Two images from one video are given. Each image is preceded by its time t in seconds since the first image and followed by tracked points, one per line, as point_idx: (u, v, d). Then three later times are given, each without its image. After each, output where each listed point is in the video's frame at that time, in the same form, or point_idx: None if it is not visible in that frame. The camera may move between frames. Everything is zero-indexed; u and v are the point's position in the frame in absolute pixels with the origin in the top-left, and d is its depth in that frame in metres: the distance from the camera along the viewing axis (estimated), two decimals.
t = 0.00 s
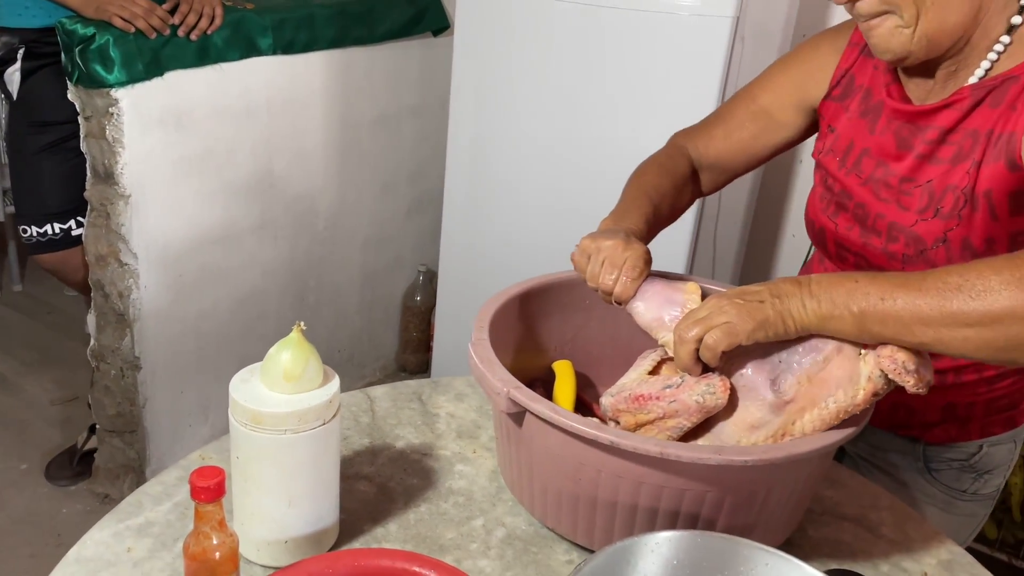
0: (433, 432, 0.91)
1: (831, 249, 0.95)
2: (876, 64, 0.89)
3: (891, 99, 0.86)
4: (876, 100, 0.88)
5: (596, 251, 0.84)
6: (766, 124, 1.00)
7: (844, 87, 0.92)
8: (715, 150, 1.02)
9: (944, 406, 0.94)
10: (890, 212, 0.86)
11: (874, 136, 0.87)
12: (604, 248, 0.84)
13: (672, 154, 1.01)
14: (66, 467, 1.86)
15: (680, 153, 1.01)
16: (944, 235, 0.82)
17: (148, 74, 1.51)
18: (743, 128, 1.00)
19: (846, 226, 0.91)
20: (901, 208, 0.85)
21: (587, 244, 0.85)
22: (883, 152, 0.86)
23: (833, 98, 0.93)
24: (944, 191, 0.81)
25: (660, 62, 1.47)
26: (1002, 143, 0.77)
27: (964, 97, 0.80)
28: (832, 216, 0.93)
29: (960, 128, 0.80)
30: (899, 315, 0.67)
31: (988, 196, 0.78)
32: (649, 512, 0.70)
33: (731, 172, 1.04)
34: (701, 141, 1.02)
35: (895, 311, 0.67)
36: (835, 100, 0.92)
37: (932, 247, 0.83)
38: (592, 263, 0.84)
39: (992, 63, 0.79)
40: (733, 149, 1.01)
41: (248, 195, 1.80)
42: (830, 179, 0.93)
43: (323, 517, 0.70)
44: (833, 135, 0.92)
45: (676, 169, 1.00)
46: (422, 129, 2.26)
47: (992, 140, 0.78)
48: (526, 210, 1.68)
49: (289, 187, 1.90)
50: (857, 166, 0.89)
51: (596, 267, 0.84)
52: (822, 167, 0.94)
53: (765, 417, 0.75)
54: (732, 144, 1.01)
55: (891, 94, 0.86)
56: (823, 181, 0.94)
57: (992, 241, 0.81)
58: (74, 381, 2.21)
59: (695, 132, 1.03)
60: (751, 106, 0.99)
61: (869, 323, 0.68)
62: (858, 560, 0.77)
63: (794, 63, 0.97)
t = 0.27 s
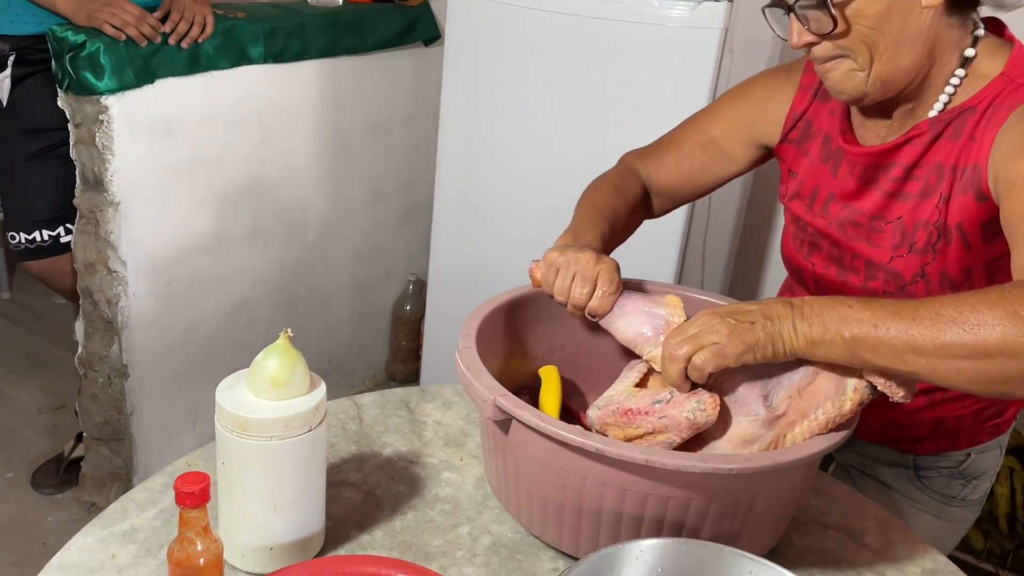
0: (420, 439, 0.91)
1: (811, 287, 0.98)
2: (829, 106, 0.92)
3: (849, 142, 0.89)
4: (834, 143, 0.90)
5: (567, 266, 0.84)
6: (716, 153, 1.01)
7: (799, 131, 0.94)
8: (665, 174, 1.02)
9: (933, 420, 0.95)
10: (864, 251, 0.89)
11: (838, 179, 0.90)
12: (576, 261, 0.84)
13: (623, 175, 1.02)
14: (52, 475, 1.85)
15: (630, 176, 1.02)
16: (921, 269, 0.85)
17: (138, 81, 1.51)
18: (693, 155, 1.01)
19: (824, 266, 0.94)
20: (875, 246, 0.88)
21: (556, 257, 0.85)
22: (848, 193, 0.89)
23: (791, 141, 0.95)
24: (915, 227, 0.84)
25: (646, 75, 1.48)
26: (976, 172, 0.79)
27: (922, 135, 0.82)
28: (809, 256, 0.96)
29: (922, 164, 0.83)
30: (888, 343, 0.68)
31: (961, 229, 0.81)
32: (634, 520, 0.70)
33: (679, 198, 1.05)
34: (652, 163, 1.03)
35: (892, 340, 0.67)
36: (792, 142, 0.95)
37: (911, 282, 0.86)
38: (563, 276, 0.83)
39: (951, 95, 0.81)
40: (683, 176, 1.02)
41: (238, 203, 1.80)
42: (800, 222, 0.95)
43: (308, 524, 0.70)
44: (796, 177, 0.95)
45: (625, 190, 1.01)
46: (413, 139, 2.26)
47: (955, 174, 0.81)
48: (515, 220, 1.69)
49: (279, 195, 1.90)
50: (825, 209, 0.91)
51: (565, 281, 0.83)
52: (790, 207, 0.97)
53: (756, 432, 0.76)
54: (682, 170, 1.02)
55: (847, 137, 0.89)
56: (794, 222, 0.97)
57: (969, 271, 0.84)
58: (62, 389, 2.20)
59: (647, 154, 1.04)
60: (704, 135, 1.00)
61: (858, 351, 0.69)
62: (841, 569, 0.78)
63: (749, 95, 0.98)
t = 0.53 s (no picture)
0: (409, 457, 0.92)
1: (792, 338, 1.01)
2: (767, 168, 0.97)
3: (792, 202, 0.93)
4: (779, 203, 0.95)
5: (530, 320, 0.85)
6: (646, 204, 1.05)
7: (741, 196, 0.99)
8: (592, 221, 1.06)
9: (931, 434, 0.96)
10: (834, 300, 0.92)
11: (790, 236, 0.94)
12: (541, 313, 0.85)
13: (557, 220, 1.05)
14: (42, 490, 1.85)
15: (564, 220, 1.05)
16: (892, 308, 0.88)
17: (133, 98, 1.52)
18: (620, 204, 1.05)
19: (798, 318, 0.97)
20: (843, 292, 0.91)
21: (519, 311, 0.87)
22: (803, 247, 0.93)
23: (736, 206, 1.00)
24: (876, 268, 0.88)
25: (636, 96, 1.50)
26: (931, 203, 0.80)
27: (863, 182, 0.86)
28: (782, 310, 0.99)
29: (868, 210, 0.87)
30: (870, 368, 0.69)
31: (917, 264, 0.84)
32: (620, 540, 0.71)
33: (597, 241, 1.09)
34: (582, 210, 1.06)
35: (875, 365, 0.68)
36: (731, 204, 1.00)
37: (884, 320, 0.89)
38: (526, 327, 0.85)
39: (887, 135, 0.86)
40: (611, 223, 1.06)
41: (231, 219, 1.81)
42: (764, 280, 0.99)
43: (297, 542, 0.71)
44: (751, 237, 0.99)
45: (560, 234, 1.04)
46: (406, 155, 2.28)
47: (901, 214, 0.84)
48: (507, 238, 1.70)
49: (272, 212, 1.91)
50: (784, 266, 0.96)
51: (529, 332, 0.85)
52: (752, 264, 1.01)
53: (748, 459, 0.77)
54: (608, 218, 1.06)
55: (789, 197, 0.94)
56: (759, 282, 1.01)
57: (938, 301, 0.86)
58: (52, 404, 2.20)
59: (573, 200, 1.07)
60: (632, 185, 1.05)
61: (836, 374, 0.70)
62: None
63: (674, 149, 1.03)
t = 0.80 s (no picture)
0: (404, 471, 0.92)
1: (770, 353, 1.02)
2: (743, 186, 0.98)
3: (767, 220, 0.95)
4: (754, 221, 0.96)
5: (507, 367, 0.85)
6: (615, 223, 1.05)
7: (715, 212, 1.00)
8: (561, 241, 1.06)
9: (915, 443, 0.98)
10: (810, 317, 0.94)
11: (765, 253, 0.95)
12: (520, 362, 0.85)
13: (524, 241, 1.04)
14: (35, 504, 1.84)
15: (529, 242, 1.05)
16: (869, 323, 0.90)
17: (131, 113, 1.53)
18: (587, 224, 1.05)
19: (776, 333, 0.98)
20: (819, 309, 0.92)
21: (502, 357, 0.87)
22: (777, 265, 0.94)
23: (713, 223, 1.01)
24: (851, 286, 0.89)
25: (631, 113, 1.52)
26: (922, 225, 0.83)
27: (837, 203, 0.87)
28: (759, 325, 1.00)
29: (842, 229, 0.88)
30: (858, 384, 0.70)
31: (893, 281, 0.86)
32: (613, 552, 0.72)
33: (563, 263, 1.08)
34: (548, 231, 1.06)
35: (867, 382, 0.70)
36: (706, 219, 1.01)
37: (862, 335, 0.91)
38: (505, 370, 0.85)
39: (864, 156, 0.88)
40: (580, 242, 1.06)
41: (227, 234, 1.82)
42: (739, 296, 1.00)
43: (293, 554, 0.71)
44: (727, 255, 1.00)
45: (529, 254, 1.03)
46: (402, 171, 2.29)
47: (874, 233, 0.86)
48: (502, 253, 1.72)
49: (268, 227, 1.92)
50: (758, 283, 0.96)
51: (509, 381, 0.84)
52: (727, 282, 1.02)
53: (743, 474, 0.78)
54: (577, 237, 1.05)
55: (763, 216, 0.95)
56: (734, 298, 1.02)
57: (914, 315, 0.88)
58: (46, 418, 2.19)
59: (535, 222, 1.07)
60: (601, 206, 1.05)
61: (824, 381, 0.72)
62: None
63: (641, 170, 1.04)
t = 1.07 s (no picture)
0: (401, 485, 0.93)
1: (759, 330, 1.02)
2: (762, 155, 0.99)
3: (780, 190, 0.95)
4: (767, 190, 0.97)
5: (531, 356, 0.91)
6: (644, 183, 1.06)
7: (731, 177, 1.01)
8: (585, 198, 1.07)
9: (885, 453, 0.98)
10: (805, 292, 0.94)
11: (773, 225, 0.96)
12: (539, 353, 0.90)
13: (547, 198, 1.06)
14: (31, 520, 1.84)
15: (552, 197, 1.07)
16: (859, 305, 0.90)
17: (132, 131, 1.55)
18: (612, 184, 1.07)
19: (768, 309, 0.99)
20: (814, 286, 0.93)
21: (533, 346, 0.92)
22: (783, 237, 0.95)
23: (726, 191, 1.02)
24: (849, 265, 0.90)
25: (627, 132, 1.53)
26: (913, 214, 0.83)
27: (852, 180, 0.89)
28: (752, 301, 1.01)
29: (851, 207, 0.89)
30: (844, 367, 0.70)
31: (890, 265, 0.87)
32: (609, 566, 0.72)
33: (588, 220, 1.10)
34: (573, 186, 1.07)
35: (847, 365, 0.69)
36: (721, 183, 1.02)
37: (851, 317, 0.92)
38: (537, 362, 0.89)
39: (875, 140, 0.89)
40: (604, 201, 1.07)
41: (226, 250, 1.83)
42: (738, 267, 1.01)
43: (291, 567, 0.72)
44: (735, 224, 1.01)
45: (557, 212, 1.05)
46: (400, 188, 2.31)
47: (880, 215, 0.87)
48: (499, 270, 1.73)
49: (267, 243, 1.94)
50: (761, 253, 0.97)
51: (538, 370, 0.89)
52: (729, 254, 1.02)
53: (716, 479, 0.78)
54: (603, 196, 1.07)
55: (778, 185, 0.96)
56: (730, 271, 1.03)
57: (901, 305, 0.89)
58: (42, 434, 2.19)
59: (559, 181, 1.08)
60: (626, 165, 1.06)
61: (804, 369, 0.71)
62: None
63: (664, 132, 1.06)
